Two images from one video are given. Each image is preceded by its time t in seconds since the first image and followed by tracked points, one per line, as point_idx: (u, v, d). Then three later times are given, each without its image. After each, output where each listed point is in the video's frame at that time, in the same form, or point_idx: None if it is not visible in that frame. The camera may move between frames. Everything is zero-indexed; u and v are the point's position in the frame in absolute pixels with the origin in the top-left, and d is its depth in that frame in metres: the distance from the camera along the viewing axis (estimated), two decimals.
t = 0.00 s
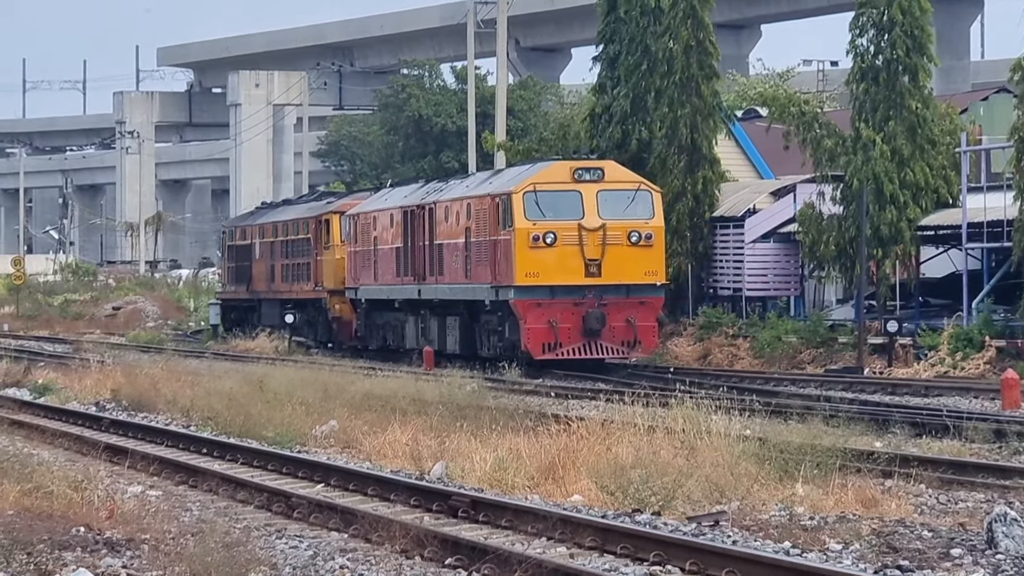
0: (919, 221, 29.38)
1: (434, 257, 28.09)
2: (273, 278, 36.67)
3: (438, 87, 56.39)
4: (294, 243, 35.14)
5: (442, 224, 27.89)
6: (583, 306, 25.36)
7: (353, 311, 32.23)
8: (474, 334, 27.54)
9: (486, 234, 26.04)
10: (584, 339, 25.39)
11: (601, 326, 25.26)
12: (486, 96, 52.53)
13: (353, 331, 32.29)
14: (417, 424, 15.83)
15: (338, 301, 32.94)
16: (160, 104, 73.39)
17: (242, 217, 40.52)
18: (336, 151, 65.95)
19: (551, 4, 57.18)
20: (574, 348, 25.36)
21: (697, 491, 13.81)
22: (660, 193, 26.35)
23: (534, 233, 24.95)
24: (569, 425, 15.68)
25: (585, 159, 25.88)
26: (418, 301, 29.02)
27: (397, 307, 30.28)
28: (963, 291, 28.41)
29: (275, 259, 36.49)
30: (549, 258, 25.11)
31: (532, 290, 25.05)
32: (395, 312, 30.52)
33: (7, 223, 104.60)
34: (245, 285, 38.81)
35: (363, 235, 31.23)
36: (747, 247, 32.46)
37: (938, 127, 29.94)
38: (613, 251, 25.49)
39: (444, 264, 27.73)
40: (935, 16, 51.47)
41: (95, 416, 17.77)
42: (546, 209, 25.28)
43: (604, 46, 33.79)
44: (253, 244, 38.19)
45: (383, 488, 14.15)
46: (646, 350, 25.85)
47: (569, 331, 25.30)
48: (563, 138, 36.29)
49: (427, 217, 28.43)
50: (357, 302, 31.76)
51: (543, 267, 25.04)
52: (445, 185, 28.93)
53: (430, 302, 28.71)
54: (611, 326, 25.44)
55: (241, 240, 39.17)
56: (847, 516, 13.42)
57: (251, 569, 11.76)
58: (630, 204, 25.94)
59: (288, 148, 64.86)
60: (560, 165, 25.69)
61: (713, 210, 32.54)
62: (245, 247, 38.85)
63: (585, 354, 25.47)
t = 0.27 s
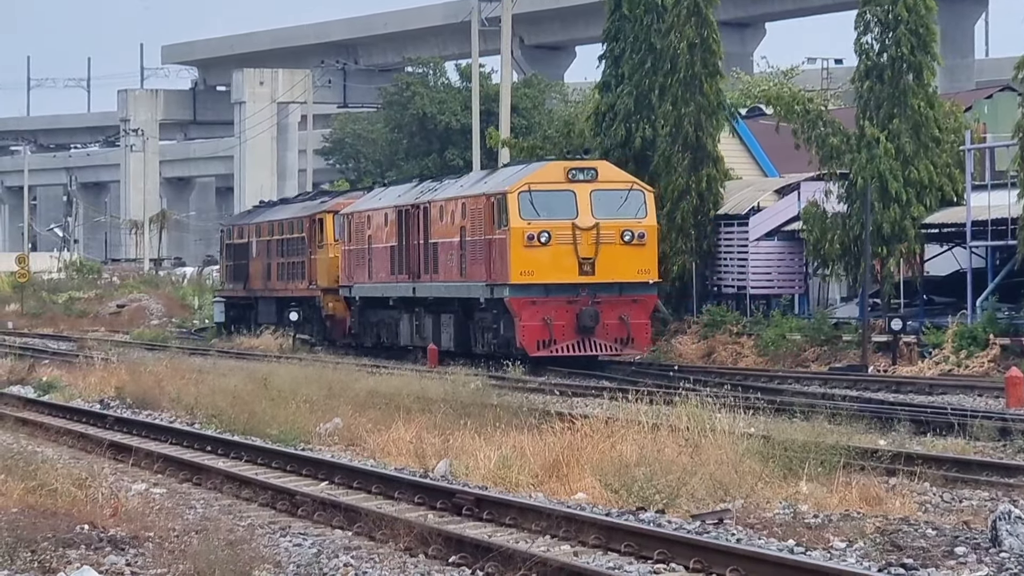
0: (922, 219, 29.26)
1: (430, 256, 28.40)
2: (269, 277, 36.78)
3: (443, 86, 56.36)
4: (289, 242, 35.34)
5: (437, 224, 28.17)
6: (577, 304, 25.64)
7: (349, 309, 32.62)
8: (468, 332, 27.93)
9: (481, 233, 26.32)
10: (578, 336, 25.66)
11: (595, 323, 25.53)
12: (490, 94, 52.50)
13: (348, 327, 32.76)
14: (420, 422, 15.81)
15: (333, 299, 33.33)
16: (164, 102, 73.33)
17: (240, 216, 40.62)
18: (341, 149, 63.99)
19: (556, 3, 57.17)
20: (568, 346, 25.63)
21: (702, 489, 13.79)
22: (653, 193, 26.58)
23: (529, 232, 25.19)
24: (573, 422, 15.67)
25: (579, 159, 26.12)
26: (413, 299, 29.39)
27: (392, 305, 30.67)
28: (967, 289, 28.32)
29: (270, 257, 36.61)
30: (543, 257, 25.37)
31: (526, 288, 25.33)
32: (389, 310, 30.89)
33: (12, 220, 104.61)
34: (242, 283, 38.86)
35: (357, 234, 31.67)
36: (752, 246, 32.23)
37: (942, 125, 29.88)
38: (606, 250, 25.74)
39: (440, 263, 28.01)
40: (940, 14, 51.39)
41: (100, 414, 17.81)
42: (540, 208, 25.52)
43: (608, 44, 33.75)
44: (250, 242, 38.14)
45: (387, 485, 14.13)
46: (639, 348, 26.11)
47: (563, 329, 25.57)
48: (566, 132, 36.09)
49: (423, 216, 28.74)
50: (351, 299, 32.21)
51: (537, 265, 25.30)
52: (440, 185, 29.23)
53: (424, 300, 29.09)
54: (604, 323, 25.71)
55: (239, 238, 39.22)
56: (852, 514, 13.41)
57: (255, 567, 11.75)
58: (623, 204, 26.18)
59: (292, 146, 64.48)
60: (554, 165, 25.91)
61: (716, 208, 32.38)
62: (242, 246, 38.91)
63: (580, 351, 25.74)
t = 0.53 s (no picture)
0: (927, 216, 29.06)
1: (423, 253, 28.49)
2: (265, 274, 36.98)
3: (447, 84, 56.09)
4: (284, 240, 35.55)
5: (431, 221, 28.26)
6: (570, 301, 25.84)
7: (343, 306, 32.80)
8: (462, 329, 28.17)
9: (475, 231, 26.44)
10: (571, 332, 25.87)
11: (587, 320, 25.74)
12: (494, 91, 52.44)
13: (341, 324, 32.93)
14: (424, 420, 15.80)
15: (327, 296, 33.56)
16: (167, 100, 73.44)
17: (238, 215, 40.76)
18: (343, 147, 63.54)
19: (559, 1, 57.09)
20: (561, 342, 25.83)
21: (706, 487, 13.80)
22: (646, 192, 26.74)
23: (522, 230, 25.36)
24: (577, 419, 15.66)
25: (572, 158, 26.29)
26: (407, 296, 29.55)
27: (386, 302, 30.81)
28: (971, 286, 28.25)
29: (266, 255, 36.84)
30: (536, 255, 25.54)
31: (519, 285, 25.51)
32: (383, 307, 31.05)
33: (16, 218, 104.67)
34: (240, 281, 39.14)
35: (350, 232, 31.81)
36: (756, 243, 31.88)
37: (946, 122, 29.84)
38: (599, 248, 25.92)
39: (433, 260, 28.12)
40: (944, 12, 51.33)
41: (105, 412, 17.85)
42: (533, 207, 25.68)
43: (611, 41, 33.71)
44: (248, 240, 38.22)
45: (391, 483, 14.12)
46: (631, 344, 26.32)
47: (556, 325, 25.77)
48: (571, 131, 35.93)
49: (416, 215, 28.83)
50: (344, 297, 32.40)
51: (531, 263, 25.47)
52: (434, 183, 29.33)
53: (418, 297, 29.25)
54: (597, 320, 25.91)
55: (237, 236, 39.41)
56: (856, 512, 13.41)
57: (259, 564, 11.75)
58: (616, 203, 26.34)
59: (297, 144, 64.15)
60: (547, 164, 26.09)
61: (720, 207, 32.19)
62: (240, 244, 39.10)
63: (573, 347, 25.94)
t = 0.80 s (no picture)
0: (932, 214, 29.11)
1: (417, 251, 28.56)
2: (262, 272, 37.25)
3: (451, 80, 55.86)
4: (279, 238, 35.77)
5: (425, 220, 28.32)
6: (562, 298, 25.96)
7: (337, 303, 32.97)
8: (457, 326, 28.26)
9: (470, 229, 26.50)
10: (564, 329, 25.99)
11: (580, 317, 25.87)
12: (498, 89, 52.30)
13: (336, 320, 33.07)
14: (428, 417, 15.77)
15: (322, 294, 33.76)
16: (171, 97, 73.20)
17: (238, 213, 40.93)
18: (348, 144, 63.76)
19: None
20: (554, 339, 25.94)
21: (710, 483, 13.81)
22: (637, 191, 26.87)
23: (516, 229, 25.45)
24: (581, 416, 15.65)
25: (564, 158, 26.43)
26: (401, 294, 29.63)
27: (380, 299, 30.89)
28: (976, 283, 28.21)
29: (263, 253, 37.08)
30: (530, 253, 25.62)
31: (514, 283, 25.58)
32: (377, 304, 31.14)
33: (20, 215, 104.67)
34: (238, 278, 39.42)
35: (344, 230, 31.89)
36: (760, 241, 32.04)
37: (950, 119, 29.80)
38: (591, 246, 26.03)
39: (427, 258, 28.19)
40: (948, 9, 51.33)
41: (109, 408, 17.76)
42: (527, 205, 25.77)
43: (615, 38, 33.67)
44: (246, 238, 38.41)
45: (396, 481, 14.10)
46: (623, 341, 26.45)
47: (549, 322, 25.88)
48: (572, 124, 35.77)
49: (410, 213, 28.89)
50: (339, 294, 32.56)
51: (525, 261, 25.55)
52: (428, 182, 29.39)
53: (412, 295, 29.34)
54: (589, 317, 26.04)
55: (235, 234, 39.64)
56: (860, 509, 13.41)
57: (264, 561, 11.75)
58: (607, 201, 26.46)
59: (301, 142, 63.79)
60: (540, 164, 26.22)
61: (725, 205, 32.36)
62: (238, 241, 39.35)
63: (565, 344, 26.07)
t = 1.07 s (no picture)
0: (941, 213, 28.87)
1: (417, 250, 28.55)
2: (264, 271, 37.33)
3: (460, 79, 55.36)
4: (279, 238, 35.85)
5: (424, 220, 28.31)
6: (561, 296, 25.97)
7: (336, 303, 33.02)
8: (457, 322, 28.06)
9: (470, 227, 26.51)
10: (562, 327, 26.01)
11: (578, 315, 25.90)
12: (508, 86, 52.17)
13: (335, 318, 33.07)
14: (437, 416, 15.73)
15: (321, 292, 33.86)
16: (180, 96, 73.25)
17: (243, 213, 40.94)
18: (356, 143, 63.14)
19: None
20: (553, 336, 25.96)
21: (719, 482, 13.82)
22: (635, 191, 26.89)
23: (516, 228, 25.46)
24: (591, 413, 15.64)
25: (563, 159, 26.48)
26: (401, 293, 29.63)
27: (379, 298, 30.88)
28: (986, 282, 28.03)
29: (265, 253, 37.17)
30: (530, 252, 25.62)
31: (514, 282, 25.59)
32: (377, 302, 31.10)
33: (28, 214, 104.84)
34: (241, 277, 39.44)
35: (343, 230, 31.90)
36: (770, 238, 31.97)
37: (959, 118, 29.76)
38: (590, 246, 26.04)
39: (427, 256, 28.17)
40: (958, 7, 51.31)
41: (117, 407, 17.71)
42: (526, 205, 25.79)
43: (625, 36, 33.62)
44: (249, 238, 38.55)
45: (406, 479, 14.08)
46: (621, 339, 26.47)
47: (548, 320, 25.91)
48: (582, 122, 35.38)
49: (409, 213, 28.88)
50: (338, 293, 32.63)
51: (525, 260, 25.55)
52: (427, 182, 29.39)
53: (412, 294, 29.29)
54: (588, 315, 26.07)
55: (239, 234, 39.67)
56: (869, 507, 13.40)
57: (276, 559, 11.74)
58: (605, 201, 26.50)
59: (309, 140, 63.25)
60: (539, 164, 26.25)
61: (735, 200, 31.99)
62: (242, 241, 39.38)
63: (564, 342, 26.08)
